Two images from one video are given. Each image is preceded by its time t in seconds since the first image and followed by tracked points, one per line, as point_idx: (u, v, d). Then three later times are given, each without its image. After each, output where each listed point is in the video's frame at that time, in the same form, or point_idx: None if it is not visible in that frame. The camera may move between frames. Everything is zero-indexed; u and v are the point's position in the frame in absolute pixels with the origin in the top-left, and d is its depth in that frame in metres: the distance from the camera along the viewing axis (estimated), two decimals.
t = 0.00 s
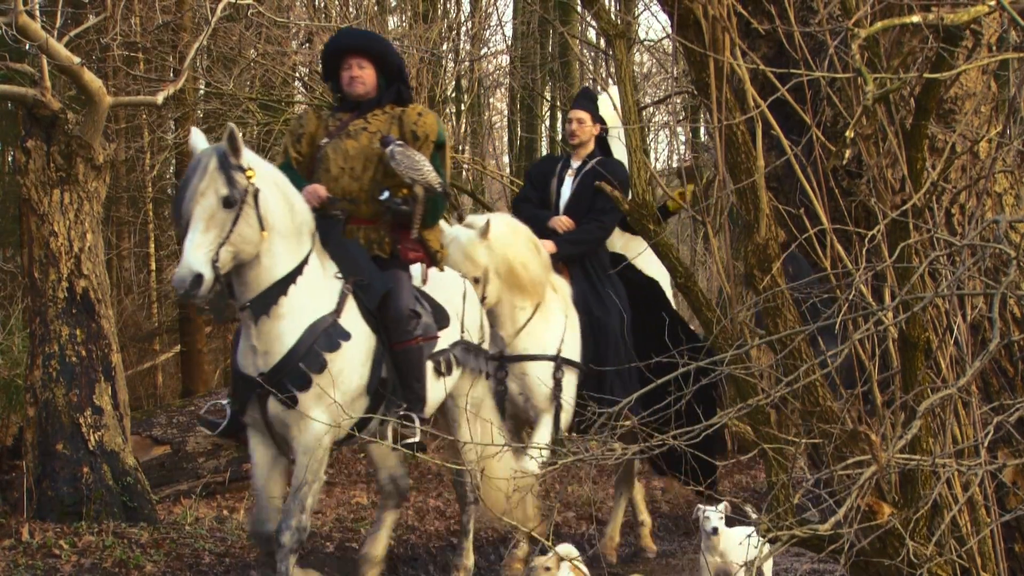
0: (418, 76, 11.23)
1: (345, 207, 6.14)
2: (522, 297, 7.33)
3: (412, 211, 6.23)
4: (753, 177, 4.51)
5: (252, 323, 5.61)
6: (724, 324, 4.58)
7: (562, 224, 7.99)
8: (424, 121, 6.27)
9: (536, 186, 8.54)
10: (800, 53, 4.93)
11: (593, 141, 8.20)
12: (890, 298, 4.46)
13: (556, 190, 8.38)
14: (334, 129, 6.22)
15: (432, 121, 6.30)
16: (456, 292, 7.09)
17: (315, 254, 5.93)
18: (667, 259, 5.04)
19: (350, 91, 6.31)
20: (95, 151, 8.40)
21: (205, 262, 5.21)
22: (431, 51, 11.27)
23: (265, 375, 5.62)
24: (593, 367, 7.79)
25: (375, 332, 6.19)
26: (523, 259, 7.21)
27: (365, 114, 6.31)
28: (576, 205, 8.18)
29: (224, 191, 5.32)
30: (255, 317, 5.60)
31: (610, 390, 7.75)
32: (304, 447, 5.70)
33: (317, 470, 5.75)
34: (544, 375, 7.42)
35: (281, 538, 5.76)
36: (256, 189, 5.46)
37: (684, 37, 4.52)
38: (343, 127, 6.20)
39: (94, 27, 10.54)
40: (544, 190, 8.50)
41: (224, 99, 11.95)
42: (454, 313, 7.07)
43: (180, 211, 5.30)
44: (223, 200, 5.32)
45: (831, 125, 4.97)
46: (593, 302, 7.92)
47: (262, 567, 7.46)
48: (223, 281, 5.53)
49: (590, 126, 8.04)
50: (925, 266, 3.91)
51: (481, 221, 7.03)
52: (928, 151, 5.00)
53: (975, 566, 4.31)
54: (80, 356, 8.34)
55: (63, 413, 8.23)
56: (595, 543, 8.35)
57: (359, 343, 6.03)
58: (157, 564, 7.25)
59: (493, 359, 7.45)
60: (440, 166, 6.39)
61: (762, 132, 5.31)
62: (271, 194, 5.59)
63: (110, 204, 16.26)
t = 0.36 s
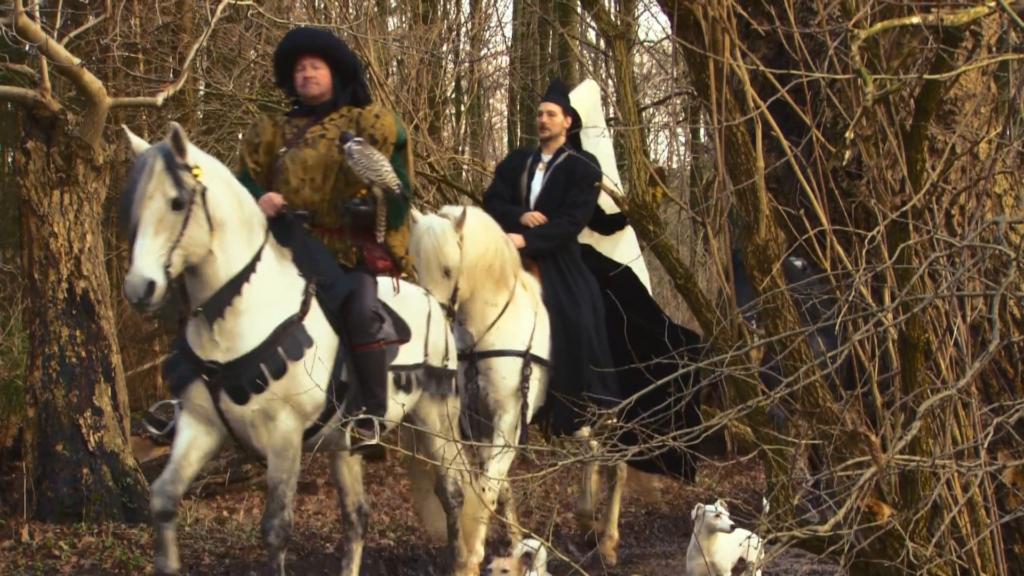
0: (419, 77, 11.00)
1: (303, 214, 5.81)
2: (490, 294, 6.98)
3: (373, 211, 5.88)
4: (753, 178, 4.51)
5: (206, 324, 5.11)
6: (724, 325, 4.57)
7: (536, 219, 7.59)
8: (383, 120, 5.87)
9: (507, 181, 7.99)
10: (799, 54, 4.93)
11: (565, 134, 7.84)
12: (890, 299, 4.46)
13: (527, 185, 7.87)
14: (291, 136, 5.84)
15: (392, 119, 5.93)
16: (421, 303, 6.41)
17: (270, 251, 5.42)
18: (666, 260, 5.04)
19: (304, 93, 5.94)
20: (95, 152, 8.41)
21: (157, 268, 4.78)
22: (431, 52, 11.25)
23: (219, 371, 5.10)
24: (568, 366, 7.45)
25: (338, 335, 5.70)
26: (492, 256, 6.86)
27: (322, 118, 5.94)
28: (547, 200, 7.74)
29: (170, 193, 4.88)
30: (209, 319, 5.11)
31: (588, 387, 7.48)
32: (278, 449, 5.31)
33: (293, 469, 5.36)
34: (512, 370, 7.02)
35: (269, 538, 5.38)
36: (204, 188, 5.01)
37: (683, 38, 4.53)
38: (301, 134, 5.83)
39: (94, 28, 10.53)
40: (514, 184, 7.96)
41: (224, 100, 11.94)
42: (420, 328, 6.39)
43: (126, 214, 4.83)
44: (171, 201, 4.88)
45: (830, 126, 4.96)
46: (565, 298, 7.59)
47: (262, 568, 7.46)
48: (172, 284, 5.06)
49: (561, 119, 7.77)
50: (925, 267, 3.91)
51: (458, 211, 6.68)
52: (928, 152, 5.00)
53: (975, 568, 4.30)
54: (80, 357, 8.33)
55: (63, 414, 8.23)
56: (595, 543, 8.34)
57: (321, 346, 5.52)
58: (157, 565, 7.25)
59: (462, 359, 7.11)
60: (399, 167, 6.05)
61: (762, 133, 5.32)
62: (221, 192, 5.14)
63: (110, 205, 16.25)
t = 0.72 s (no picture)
0: (419, 79, 10.97)
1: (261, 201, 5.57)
2: (462, 292, 6.76)
3: (333, 203, 5.61)
4: (752, 179, 4.51)
5: (155, 325, 4.93)
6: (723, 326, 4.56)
7: (501, 218, 7.29)
8: (347, 108, 5.69)
9: (473, 180, 7.67)
10: (799, 55, 4.93)
11: (531, 131, 7.51)
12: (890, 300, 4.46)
13: (493, 183, 7.56)
14: (249, 118, 5.57)
15: (355, 108, 5.73)
16: (382, 291, 6.44)
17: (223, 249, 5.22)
18: (666, 261, 5.04)
19: (263, 78, 5.64)
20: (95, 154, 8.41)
21: (106, 257, 4.55)
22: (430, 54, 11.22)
23: (167, 380, 4.93)
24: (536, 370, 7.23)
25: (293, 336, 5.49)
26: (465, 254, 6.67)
27: (282, 102, 5.66)
28: (514, 199, 7.42)
29: (128, 182, 4.69)
30: (160, 319, 4.93)
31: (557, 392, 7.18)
32: (246, 459, 5.23)
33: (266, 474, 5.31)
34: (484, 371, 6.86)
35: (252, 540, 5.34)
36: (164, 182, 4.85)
37: (683, 38, 4.53)
38: (259, 116, 5.56)
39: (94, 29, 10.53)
40: (480, 181, 7.65)
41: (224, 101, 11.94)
42: (381, 315, 6.41)
43: (78, 201, 4.63)
44: (127, 192, 4.69)
45: (831, 127, 4.95)
46: (534, 298, 7.33)
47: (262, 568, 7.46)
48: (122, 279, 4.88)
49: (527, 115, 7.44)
50: (924, 268, 3.91)
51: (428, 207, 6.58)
52: (928, 152, 4.99)
53: (975, 569, 4.31)
54: (80, 359, 8.32)
55: (63, 415, 8.22)
56: (595, 544, 8.33)
57: (279, 351, 5.36)
58: (156, 566, 7.25)
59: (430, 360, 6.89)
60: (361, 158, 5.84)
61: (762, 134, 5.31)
62: (181, 186, 4.97)
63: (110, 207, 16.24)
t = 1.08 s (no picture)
0: (419, 81, 10.95)
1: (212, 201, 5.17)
2: (428, 296, 6.54)
3: (291, 203, 5.17)
4: (753, 181, 4.51)
5: (101, 332, 4.59)
6: (723, 328, 4.55)
7: (467, 220, 6.95)
8: (308, 108, 5.28)
9: (439, 181, 7.26)
10: (800, 57, 4.94)
11: (494, 128, 7.18)
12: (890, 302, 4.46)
13: (458, 183, 7.18)
14: (206, 114, 5.21)
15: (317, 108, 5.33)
16: (340, 290, 6.04)
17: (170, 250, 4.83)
18: (666, 262, 5.05)
19: (223, 72, 5.28)
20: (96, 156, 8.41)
21: (38, 275, 4.26)
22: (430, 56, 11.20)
23: (117, 390, 4.62)
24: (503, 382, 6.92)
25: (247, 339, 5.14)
26: (426, 260, 6.43)
27: (241, 98, 5.29)
28: (480, 199, 7.11)
29: (59, 194, 4.36)
30: (103, 325, 4.58)
31: (524, 398, 6.91)
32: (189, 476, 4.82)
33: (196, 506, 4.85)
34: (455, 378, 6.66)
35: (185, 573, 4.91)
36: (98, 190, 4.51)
37: (683, 40, 4.54)
38: (216, 112, 5.20)
39: (94, 31, 10.53)
40: (445, 183, 7.25)
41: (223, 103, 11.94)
42: (341, 314, 5.97)
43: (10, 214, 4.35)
44: (59, 204, 4.36)
45: (831, 129, 4.95)
46: (502, 302, 7.04)
47: (262, 570, 7.46)
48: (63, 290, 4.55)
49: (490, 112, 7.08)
50: (924, 269, 3.92)
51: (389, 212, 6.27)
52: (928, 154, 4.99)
53: (975, 570, 4.32)
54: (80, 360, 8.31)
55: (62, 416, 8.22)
56: (595, 546, 8.33)
57: (232, 357, 4.99)
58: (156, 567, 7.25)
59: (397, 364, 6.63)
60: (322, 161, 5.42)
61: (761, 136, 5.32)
62: (119, 191, 4.62)
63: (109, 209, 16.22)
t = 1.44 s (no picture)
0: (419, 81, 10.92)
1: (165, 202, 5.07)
2: (383, 297, 6.32)
3: (241, 199, 5.16)
4: (752, 182, 4.52)
5: (40, 338, 4.47)
6: (723, 328, 4.55)
7: (429, 213, 6.70)
8: (257, 100, 5.21)
9: (400, 173, 7.05)
10: (800, 57, 4.95)
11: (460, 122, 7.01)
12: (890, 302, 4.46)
13: (421, 175, 6.98)
14: (155, 115, 5.05)
15: (267, 100, 5.25)
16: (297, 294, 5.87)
17: (115, 245, 4.74)
18: (665, 262, 5.05)
19: (169, 69, 5.11)
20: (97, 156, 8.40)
21: None
22: (430, 55, 11.16)
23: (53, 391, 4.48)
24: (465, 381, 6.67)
25: (195, 340, 5.00)
26: (385, 260, 6.24)
27: (191, 95, 5.14)
28: (444, 193, 6.90)
29: None
30: (42, 335, 4.47)
31: (482, 399, 6.62)
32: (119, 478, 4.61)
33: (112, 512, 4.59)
34: (412, 381, 6.39)
35: None
36: (32, 196, 4.44)
37: (684, 40, 4.54)
38: (165, 112, 5.05)
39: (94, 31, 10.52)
40: (408, 174, 7.04)
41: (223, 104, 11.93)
42: (297, 312, 5.85)
43: None
44: None
45: (831, 129, 4.95)
46: (462, 300, 6.75)
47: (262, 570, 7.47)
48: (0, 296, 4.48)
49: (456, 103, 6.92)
50: (924, 269, 3.92)
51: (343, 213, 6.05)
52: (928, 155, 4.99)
53: (975, 571, 4.32)
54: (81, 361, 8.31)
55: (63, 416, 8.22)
56: (595, 546, 8.33)
57: (172, 356, 4.83)
58: (157, 568, 7.26)
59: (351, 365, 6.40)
60: (275, 154, 5.39)
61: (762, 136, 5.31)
62: (57, 195, 4.54)
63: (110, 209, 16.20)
